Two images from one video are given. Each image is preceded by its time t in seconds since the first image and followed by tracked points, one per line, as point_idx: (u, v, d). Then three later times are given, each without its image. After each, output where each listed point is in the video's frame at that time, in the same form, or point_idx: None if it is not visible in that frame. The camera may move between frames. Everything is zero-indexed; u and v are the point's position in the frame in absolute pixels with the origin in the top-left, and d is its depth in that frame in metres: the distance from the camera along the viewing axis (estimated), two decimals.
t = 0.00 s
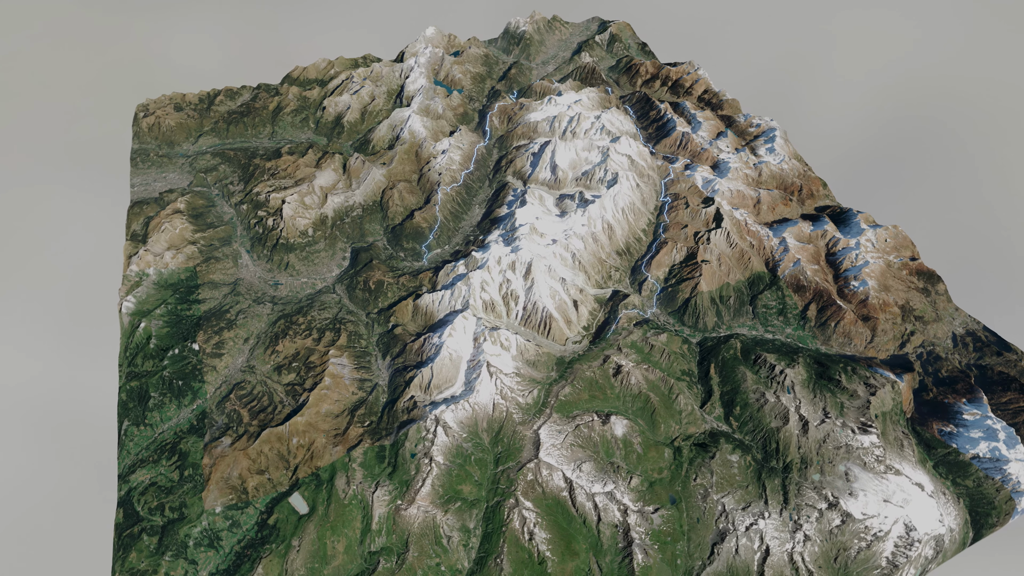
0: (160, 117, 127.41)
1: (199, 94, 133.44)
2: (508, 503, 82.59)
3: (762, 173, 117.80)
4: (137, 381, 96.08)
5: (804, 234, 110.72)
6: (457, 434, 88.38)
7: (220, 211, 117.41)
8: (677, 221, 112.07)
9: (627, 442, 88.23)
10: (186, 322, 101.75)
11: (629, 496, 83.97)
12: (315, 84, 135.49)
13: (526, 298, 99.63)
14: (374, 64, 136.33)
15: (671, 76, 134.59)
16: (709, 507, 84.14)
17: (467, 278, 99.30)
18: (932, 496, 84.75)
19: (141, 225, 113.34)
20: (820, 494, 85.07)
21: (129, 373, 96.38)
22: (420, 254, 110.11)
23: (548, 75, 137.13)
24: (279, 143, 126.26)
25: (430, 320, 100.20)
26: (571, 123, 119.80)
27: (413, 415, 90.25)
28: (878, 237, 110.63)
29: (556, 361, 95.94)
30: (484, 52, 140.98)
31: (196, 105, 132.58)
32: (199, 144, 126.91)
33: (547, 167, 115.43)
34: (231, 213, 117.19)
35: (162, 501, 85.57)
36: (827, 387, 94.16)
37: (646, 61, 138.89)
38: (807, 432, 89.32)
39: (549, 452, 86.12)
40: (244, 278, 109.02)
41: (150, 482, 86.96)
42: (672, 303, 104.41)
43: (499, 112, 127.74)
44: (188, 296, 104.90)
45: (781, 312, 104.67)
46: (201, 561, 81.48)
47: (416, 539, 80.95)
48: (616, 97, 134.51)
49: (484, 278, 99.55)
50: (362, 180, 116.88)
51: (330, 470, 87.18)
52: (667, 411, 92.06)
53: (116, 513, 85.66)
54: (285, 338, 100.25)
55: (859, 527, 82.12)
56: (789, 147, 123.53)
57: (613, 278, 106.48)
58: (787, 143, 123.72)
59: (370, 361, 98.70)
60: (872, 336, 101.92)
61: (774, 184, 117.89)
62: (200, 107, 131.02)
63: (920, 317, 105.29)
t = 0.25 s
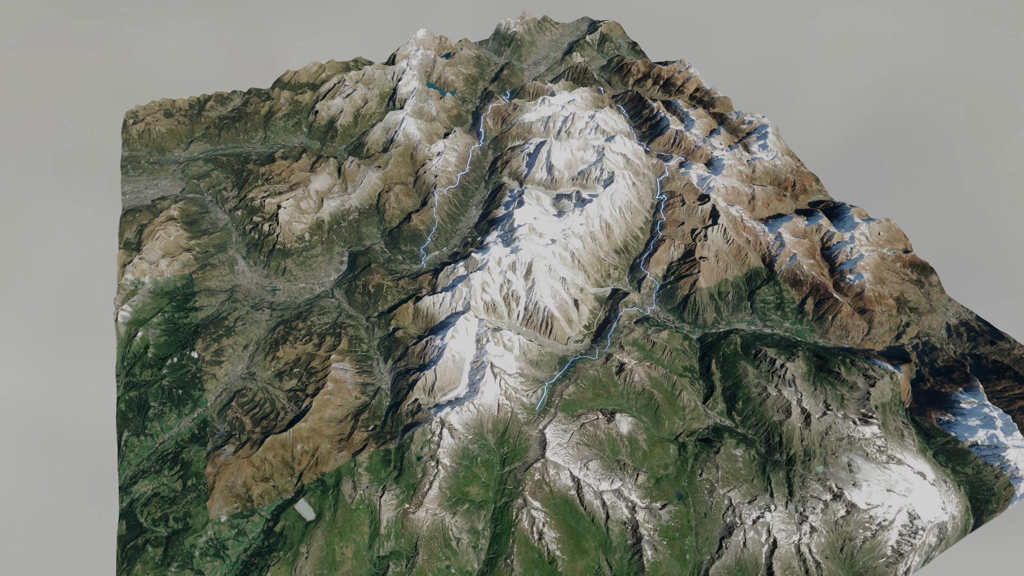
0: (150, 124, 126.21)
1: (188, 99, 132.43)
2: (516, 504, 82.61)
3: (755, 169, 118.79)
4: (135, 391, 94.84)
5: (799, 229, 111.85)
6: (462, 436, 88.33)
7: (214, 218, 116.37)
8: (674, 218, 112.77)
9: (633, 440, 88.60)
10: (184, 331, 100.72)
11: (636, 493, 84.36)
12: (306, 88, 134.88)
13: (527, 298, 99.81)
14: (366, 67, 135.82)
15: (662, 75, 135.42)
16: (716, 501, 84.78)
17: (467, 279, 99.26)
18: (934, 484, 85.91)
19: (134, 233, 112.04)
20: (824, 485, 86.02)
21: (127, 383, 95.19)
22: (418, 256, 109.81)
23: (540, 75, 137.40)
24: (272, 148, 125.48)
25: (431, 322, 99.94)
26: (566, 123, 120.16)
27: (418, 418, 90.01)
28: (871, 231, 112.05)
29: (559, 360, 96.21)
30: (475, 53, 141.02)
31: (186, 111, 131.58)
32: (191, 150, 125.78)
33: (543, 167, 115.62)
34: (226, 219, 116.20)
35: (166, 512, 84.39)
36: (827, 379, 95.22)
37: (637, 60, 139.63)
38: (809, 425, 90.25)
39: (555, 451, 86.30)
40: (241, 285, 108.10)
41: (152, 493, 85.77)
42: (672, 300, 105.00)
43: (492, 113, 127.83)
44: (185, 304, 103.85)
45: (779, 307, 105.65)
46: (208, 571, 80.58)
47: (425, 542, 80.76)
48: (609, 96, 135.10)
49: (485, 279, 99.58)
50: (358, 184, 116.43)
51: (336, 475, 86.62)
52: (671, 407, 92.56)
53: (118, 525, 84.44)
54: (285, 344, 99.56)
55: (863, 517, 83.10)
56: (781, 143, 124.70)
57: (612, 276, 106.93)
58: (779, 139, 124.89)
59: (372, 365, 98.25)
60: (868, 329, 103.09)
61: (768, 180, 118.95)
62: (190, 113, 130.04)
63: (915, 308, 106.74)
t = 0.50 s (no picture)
0: (140, 131, 124.99)
1: (178, 105, 131.60)
2: (524, 504, 82.61)
3: (749, 166, 119.76)
4: (134, 401, 93.57)
5: (794, 224, 112.90)
6: (468, 438, 88.26)
7: (208, 224, 115.30)
8: (670, 216, 113.39)
9: (638, 437, 88.95)
10: (182, 339, 99.63)
11: (643, 490, 84.72)
12: (297, 92, 134.41)
13: (528, 298, 99.87)
14: (357, 70, 135.34)
15: (654, 74, 136.19)
16: (722, 496, 85.36)
17: (468, 281, 99.19)
18: (935, 473, 87.09)
19: (127, 241, 110.71)
20: (828, 477, 86.90)
21: (126, 394, 93.96)
22: (416, 259, 109.47)
23: (532, 75, 137.61)
24: (264, 153, 124.72)
25: (432, 324, 99.68)
26: (560, 123, 120.47)
27: (422, 421, 89.71)
28: (865, 224, 113.42)
29: (562, 359, 96.46)
30: (467, 55, 141.02)
31: (177, 117, 130.74)
32: (182, 156, 124.69)
33: (539, 168, 115.73)
34: (220, 225, 115.17)
35: (170, 522, 83.15)
36: (827, 372, 96.23)
37: (629, 59, 140.31)
38: (811, 418, 91.15)
39: (562, 450, 86.46)
40: (238, 291, 107.16)
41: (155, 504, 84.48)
42: (671, 297, 105.55)
43: (486, 114, 127.84)
44: (182, 312, 102.78)
45: (776, 301, 106.57)
46: None
47: (435, 545, 80.50)
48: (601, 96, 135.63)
49: (485, 280, 99.57)
50: (354, 187, 115.93)
51: (341, 481, 86.02)
52: (675, 404, 93.04)
53: (121, 537, 83.07)
54: (285, 350, 98.83)
55: (868, 507, 84.04)
56: (774, 139, 125.81)
57: (611, 275, 107.31)
58: (771, 135, 125.99)
59: (374, 369, 97.80)
60: (865, 321, 104.16)
61: (762, 176, 119.96)
62: (180, 118, 129.21)
63: (909, 300, 108.14)
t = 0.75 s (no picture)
0: (129, 138, 123.57)
1: (168, 111, 130.94)
2: (532, 504, 82.53)
3: (743, 162, 120.67)
4: (133, 412, 92.22)
5: (789, 220, 113.91)
6: (474, 440, 88.07)
7: (202, 231, 114.11)
8: (667, 214, 113.97)
9: (643, 434, 89.24)
10: (179, 348, 98.42)
11: (650, 487, 84.99)
12: (289, 95, 134.12)
13: (529, 299, 100.20)
14: (349, 73, 134.78)
15: (645, 73, 136.85)
16: (728, 491, 85.88)
17: (469, 283, 99.22)
18: (936, 462, 88.22)
19: (120, 250, 109.24)
20: (832, 469, 87.69)
21: (124, 405, 92.60)
22: (414, 262, 109.10)
23: (524, 76, 137.70)
24: (257, 158, 123.87)
25: (433, 327, 99.39)
26: (555, 123, 120.65)
27: (427, 424, 89.36)
28: (858, 218, 114.71)
29: (564, 359, 96.61)
30: (458, 56, 140.94)
31: (166, 123, 130.10)
32: (173, 163, 123.52)
33: (535, 168, 115.79)
34: (214, 232, 114.04)
35: (174, 534, 81.78)
36: (827, 365, 97.20)
37: (620, 58, 140.90)
38: (813, 411, 91.97)
39: (568, 450, 86.53)
40: (235, 298, 106.10)
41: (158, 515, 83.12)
42: (670, 294, 106.07)
43: (480, 115, 127.77)
44: (179, 321, 101.56)
45: (774, 296, 107.41)
46: None
47: (444, 549, 80.15)
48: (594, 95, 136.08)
49: (486, 282, 99.67)
50: (349, 191, 115.36)
51: (347, 486, 85.36)
52: (678, 401, 93.47)
53: (124, 551, 81.53)
54: (286, 357, 98.01)
55: (871, 498, 84.93)
56: (766, 136, 126.83)
57: (610, 274, 107.62)
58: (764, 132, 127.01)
59: (376, 373, 97.29)
60: (862, 314, 105.23)
61: (756, 173, 120.92)
62: (170, 124, 128.42)
63: (904, 292, 109.49)
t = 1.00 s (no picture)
0: (118, 145, 122.12)
1: (158, 118, 129.77)
2: (540, 505, 82.54)
3: (736, 159, 121.57)
4: (133, 423, 90.92)
5: (784, 215, 114.92)
6: (480, 442, 87.91)
7: (196, 238, 112.90)
8: (663, 211, 114.51)
9: (648, 432, 89.57)
10: (177, 357, 97.24)
11: (657, 484, 85.30)
12: (280, 100, 133.35)
13: (530, 299, 100.37)
14: (340, 76, 134.21)
15: (636, 72, 137.50)
16: (734, 485, 86.43)
17: (469, 284, 98.99)
18: (937, 451, 89.32)
19: (113, 259, 107.79)
20: (835, 461, 88.57)
21: (123, 416, 91.29)
22: (413, 265, 108.68)
23: (516, 76, 137.82)
24: (250, 163, 122.97)
25: (435, 330, 99.07)
26: (549, 124, 120.83)
27: (431, 427, 89.07)
28: (851, 213, 115.99)
29: (566, 359, 96.80)
30: (450, 58, 140.84)
31: (156, 130, 128.83)
32: (164, 170, 122.23)
33: (531, 168, 115.80)
34: (209, 238, 112.88)
35: (178, 545, 80.48)
36: (826, 359, 98.16)
37: (611, 58, 141.48)
38: (814, 404, 92.80)
39: (574, 450, 86.66)
40: (232, 305, 105.05)
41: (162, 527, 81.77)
42: (669, 292, 106.62)
43: (474, 117, 127.69)
44: (176, 329, 100.37)
45: (772, 292, 108.25)
46: None
47: (453, 551, 79.92)
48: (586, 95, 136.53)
49: (486, 283, 99.58)
50: (345, 195, 114.77)
51: (353, 492, 84.77)
52: (681, 397, 93.92)
53: (128, 564, 80.10)
54: (286, 363, 97.22)
55: (874, 489, 85.94)
56: (758, 133, 127.86)
57: (608, 273, 107.91)
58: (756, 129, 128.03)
59: (378, 378, 96.80)
60: (858, 307, 106.31)
61: (749, 169, 121.88)
62: (160, 131, 127.13)
63: (898, 285, 110.87)
